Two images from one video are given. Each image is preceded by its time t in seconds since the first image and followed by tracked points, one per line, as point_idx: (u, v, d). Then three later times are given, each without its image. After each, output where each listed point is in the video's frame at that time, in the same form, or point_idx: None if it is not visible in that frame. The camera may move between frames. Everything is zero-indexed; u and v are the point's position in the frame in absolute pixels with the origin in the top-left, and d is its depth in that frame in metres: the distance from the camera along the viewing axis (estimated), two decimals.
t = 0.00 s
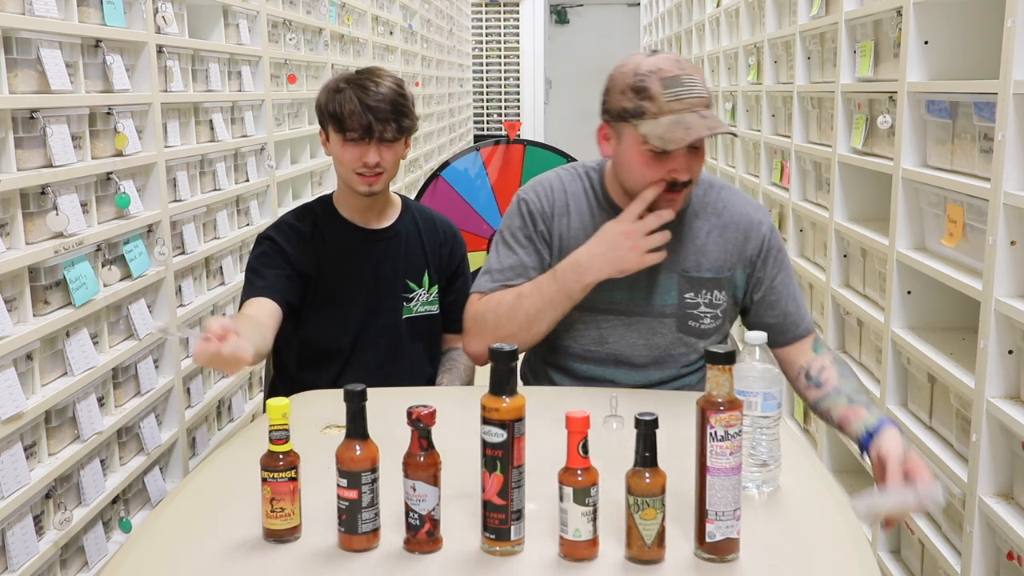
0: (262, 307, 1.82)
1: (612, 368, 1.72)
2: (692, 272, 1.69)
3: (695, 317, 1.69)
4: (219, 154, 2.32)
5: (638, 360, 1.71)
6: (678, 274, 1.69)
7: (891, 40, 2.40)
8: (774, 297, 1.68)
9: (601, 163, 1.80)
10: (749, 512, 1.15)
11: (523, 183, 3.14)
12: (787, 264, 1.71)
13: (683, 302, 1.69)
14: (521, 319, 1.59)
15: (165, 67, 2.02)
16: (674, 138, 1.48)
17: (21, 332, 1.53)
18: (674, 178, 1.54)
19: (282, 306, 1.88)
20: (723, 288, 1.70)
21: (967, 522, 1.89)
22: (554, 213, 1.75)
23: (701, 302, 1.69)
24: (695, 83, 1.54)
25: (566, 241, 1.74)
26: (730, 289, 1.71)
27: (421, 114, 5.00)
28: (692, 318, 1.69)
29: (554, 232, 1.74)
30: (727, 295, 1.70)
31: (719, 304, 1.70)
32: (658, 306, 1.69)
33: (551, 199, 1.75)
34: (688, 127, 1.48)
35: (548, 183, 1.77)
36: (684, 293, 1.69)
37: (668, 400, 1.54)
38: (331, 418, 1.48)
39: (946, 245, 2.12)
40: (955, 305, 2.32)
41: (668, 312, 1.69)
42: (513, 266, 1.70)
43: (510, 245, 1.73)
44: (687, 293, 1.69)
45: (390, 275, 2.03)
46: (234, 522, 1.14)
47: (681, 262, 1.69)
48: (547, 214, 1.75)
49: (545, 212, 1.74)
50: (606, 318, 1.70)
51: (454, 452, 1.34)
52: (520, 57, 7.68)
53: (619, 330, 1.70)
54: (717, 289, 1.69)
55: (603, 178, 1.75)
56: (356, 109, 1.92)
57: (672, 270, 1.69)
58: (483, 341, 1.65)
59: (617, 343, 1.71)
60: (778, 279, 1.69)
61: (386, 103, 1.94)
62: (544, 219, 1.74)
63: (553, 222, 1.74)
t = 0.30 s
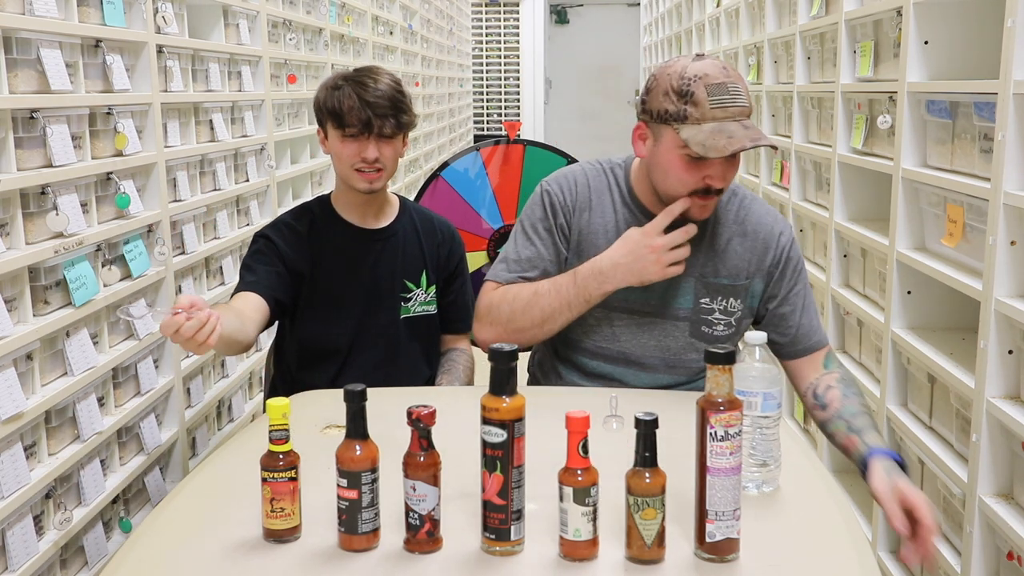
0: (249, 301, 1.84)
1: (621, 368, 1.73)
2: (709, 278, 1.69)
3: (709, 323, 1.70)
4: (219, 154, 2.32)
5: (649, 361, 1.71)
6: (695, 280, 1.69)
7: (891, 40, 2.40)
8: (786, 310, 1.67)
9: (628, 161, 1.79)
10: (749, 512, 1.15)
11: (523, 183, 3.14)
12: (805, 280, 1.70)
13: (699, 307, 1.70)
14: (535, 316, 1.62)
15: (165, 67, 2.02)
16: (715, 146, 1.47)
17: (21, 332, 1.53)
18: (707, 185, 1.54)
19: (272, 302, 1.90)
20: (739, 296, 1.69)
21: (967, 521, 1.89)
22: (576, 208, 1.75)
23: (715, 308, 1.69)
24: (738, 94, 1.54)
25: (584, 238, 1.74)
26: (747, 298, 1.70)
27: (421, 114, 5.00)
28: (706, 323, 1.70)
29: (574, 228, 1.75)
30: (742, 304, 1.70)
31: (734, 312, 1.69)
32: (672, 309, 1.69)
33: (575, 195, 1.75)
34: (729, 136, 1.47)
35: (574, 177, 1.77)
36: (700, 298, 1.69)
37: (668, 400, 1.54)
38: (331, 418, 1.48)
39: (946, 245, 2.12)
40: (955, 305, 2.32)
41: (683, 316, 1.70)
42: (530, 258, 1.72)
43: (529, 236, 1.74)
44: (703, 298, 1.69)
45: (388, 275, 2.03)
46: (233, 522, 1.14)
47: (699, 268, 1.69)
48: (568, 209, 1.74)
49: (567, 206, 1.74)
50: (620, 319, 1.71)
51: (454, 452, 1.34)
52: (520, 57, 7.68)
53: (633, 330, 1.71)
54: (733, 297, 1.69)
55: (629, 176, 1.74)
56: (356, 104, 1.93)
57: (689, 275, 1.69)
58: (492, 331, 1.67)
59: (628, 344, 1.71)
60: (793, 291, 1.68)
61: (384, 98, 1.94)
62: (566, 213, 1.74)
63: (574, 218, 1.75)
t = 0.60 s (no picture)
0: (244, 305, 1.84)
1: (623, 365, 1.72)
2: (707, 272, 1.69)
3: (709, 316, 1.69)
4: (219, 154, 2.32)
5: (651, 357, 1.71)
6: (694, 274, 1.69)
7: (891, 40, 2.40)
8: (780, 298, 1.75)
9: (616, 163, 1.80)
10: (749, 512, 1.15)
11: (523, 183, 3.14)
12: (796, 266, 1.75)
13: (699, 301, 1.69)
14: (542, 320, 1.62)
15: (165, 67, 2.02)
16: (667, 133, 1.45)
17: (21, 332, 1.53)
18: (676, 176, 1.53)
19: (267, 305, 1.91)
20: (737, 288, 1.71)
21: (967, 521, 1.89)
22: (570, 210, 1.75)
23: (715, 302, 1.69)
24: (706, 83, 1.49)
25: (580, 242, 1.74)
26: (743, 289, 1.73)
27: (421, 114, 5.00)
28: (707, 317, 1.69)
29: (569, 232, 1.75)
30: (739, 295, 1.71)
31: (733, 304, 1.71)
32: (673, 305, 1.69)
33: (568, 199, 1.75)
34: (683, 123, 1.45)
35: (565, 180, 1.77)
36: (700, 292, 1.69)
37: (668, 400, 1.54)
38: (331, 418, 1.48)
39: (946, 245, 2.12)
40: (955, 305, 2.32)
41: (683, 311, 1.69)
42: (529, 263, 1.71)
43: (526, 241, 1.74)
44: (703, 293, 1.69)
45: (381, 269, 2.03)
46: (233, 522, 1.14)
47: (697, 261, 1.69)
48: (563, 214, 1.75)
49: (561, 211, 1.74)
50: (619, 317, 1.70)
51: (454, 452, 1.34)
52: (520, 57, 7.68)
53: (635, 327, 1.70)
54: (731, 289, 1.70)
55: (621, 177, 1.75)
56: (343, 96, 1.95)
57: (688, 270, 1.69)
58: (501, 338, 1.67)
59: (629, 341, 1.71)
60: (787, 279, 1.74)
61: (371, 90, 1.96)
62: (560, 218, 1.75)
63: (569, 223, 1.75)
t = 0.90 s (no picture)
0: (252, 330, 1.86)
1: (611, 355, 1.73)
2: (686, 257, 1.72)
3: (692, 302, 1.71)
4: (219, 154, 2.32)
5: (640, 346, 1.71)
6: (673, 260, 1.72)
7: (891, 40, 2.40)
8: (764, 281, 1.75)
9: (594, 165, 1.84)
10: (749, 512, 1.15)
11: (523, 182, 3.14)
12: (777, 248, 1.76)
13: (680, 287, 1.71)
14: (547, 306, 1.64)
15: (165, 67, 2.02)
16: (603, 111, 1.59)
17: (21, 332, 1.53)
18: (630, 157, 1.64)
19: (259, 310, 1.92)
20: (718, 272, 1.73)
21: (967, 521, 1.89)
22: (555, 209, 1.79)
23: (696, 287, 1.72)
24: (643, 64, 1.60)
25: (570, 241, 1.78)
26: (724, 274, 1.75)
27: (421, 114, 5.00)
28: (690, 302, 1.71)
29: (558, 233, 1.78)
30: (721, 279, 1.73)
31: (714, 289, 1.73)
32: (655, 291, 1.71)
33: (552, 200, 1.79)
34: (617, 101, 1.57)
35: (548, 181, 1.81)
36: (681, 278, 1.71)
37: (668, 400, 1.54)
38: (331, 418, 1.48)
39: (946, 245, 2.12)
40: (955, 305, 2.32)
41: (666, 297, 1.71)
42: (522, 263, 1.74)
43: (518, 244, 1.77)
44: (684, 278, 1.72)
45: (376, 268, 2.03)
46: (233, 522, 1.14)
47: (675, 248, 1.72)
48: (550, 215, 1.78)
49: (548, 212, 1.78)
50: (604, 306, 1.72)
51: (454, 452, 1.34)
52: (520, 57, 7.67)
53: (618, 318, 1.72)
54: (712, 273, 1.73)
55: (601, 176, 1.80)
56: (334, 95, 1.96)
57: (667, 256, 1.72)
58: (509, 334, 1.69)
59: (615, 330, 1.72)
60: (768, 261, 1.74)
61: (361, 87, 1.97)
62: (547, 220, 1.78)
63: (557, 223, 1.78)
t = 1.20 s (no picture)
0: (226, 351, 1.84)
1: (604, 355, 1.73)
2: (672, 252, 1.73)
3: (681, 296, 1.72)
4: (219, 154, 2.32)
5: (632, 343, 1.72)
6: (659, 255, 1.73)
7: (890, 40, 2.40)
8: (753, 272, 1.75)
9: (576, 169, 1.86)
10: (749, 512, 1.16)
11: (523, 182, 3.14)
12: (764, 240, 1.77)
13: (668, 282, 1.72)
14: (521, 307, 1.65)
15: (165, 67, 2.02)
16: (570, 107, 1.60)
17: (21, 332, 1.53)
18: (598, 151, 1.65)
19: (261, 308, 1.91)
20: (705, 266, 1.74)
21: (967, 521, 1.89)
22: (539, 213, 1.80)
23: (684, 281, 1.73)
24: (608, 59, 1.60)
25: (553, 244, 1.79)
26: (712, 267, 1.76)
27: (421, 114, 5.00)
28: (678, 297, 1.72)
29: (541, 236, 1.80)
30: (708, 273, 1.74)
31: (703, 282, 1.74)
32: (642, 287, 1.72)
33: (534, 205, 1.80)
34: (581, 96, 1.58)
35: (531, 186, 1.82)
36: (668, 272, 1.72)
37: (668, 400, 1.54)
38: (331, 418, 1.48)
39: (946, 245, 2.12)
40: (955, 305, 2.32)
41: (654, 292, 1.72)
42: (506, 267, 1.76)
43: (500, 247, 1.78)
44: (671, 273, 1.73)
45: (377, 268, 2.03)
46: (233, 522, 1.14)
47: (661, 243, 1.74)
48: (534, 220, 1.80)
49: (532, 218, 1.80)
50: (592, 304, 1.73)
51: (454, 452, 1.34)
52: (520, 56, 7.68)
53: (608, 315, 1.72)
54: (699, 267, 1.74)
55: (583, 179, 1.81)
56: (336, 95, 1.95)
57: (653, 252, 1.73)
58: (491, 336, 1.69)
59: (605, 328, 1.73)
60: (756, 252, 1.75)
61: (362, 87, 1.97)
62: (531, 224, 1.80)
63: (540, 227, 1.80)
